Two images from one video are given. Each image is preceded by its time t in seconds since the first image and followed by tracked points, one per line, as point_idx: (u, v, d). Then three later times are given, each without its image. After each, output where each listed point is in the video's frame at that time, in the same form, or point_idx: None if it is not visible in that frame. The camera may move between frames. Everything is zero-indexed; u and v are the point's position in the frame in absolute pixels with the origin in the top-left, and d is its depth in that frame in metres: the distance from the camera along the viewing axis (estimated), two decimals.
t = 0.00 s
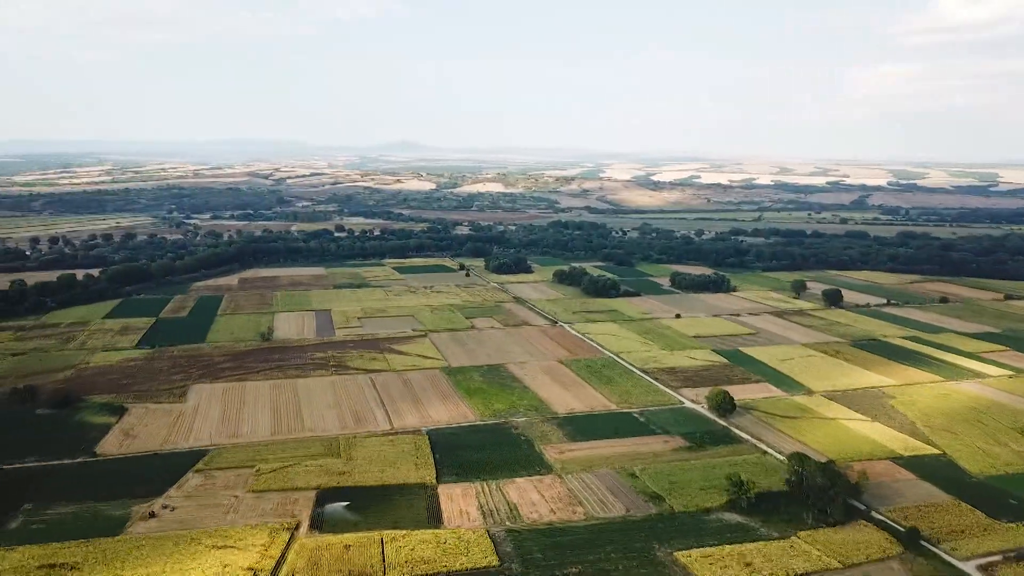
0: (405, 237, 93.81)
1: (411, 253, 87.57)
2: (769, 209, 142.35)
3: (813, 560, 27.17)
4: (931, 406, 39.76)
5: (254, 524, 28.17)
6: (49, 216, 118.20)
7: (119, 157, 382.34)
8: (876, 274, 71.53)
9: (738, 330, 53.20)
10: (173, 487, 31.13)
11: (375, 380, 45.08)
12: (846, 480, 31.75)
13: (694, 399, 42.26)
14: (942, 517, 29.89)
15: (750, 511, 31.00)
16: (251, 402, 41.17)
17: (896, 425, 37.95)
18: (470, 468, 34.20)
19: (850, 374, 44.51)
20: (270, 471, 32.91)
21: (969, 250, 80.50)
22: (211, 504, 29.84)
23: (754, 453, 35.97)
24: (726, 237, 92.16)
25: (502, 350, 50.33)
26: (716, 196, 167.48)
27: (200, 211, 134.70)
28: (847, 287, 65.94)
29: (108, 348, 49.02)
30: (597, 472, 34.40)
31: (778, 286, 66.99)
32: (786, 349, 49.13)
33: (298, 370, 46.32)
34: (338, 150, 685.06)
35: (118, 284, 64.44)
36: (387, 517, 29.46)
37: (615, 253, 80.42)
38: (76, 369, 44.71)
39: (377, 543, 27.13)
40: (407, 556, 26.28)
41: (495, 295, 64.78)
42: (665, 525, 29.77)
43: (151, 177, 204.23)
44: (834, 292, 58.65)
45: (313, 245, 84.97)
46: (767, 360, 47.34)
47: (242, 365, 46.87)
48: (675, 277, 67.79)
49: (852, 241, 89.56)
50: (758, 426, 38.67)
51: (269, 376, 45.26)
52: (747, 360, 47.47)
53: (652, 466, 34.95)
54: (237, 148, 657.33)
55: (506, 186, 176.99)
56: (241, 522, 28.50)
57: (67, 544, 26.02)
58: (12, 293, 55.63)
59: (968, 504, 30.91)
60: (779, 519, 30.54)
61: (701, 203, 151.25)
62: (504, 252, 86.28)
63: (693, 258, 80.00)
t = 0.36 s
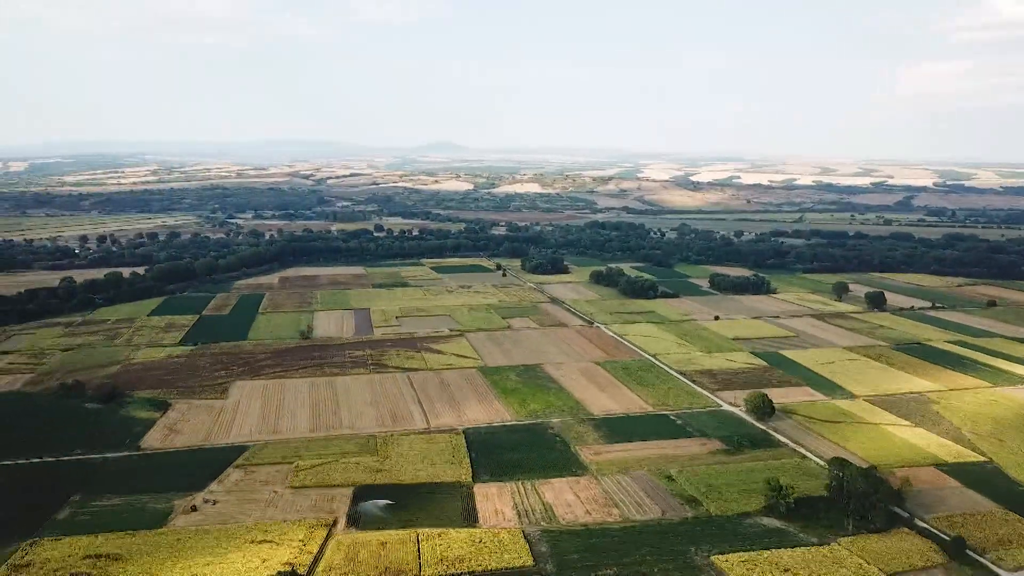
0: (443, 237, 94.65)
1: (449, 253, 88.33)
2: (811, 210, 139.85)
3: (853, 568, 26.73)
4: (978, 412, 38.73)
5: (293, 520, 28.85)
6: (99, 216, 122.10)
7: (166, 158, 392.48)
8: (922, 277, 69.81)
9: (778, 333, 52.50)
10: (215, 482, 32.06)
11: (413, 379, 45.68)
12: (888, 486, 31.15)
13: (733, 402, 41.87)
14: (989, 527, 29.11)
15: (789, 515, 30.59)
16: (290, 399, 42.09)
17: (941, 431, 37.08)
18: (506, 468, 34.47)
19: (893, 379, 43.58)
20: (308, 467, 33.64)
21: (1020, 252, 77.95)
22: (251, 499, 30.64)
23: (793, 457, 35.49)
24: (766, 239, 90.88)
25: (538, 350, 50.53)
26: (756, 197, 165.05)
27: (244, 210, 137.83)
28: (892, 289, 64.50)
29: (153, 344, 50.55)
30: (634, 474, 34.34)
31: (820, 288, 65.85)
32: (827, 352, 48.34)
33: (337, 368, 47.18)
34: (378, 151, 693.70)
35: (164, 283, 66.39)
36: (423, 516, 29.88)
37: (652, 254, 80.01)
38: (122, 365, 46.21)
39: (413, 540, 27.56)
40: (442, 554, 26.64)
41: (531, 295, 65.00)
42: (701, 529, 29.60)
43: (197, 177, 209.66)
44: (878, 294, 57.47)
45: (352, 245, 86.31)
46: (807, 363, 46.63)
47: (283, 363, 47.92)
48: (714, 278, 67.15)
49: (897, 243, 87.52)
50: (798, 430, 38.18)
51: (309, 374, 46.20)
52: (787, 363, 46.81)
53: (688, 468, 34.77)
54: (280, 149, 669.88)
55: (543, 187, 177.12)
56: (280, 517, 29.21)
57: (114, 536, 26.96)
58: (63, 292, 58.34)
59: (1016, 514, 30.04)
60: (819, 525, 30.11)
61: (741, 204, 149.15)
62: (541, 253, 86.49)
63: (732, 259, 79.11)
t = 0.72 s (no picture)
0: (482, 237, 95.22)
1: (487, 253, 88.87)
2: (856, 211, 136.88)
3: None
4: None
5: (333, 515, 29.51)
6: (148, 214, 125.74)
7: (213, 159, 401.67)
8: (971, 280, 67.86)
9: (820, 336, 51.66)
10: (257, 476, 32.94)
11: (451, 377, 46.17)
12: (934, 494, 30.48)
13: (772, 405, 41.39)
14: None
15: (830, 522, 30.15)
16: (330, 396, 42.95)
17: (990, 438, 36.10)
18: (542, 468, 34.69)
19: (940, 384, 42.54)
20: (347, 464, 34.33)
21: None
22: (292, 494, 31.39)
23: (834, 462, 34.94)
24: (809, 240, 89.33)
25: (575, 351, 50.62)
26: (800, 198, 162.15)
27: (287, 210, 140.57)
28: (940, 292, 62.83)
29: (198, 341, 52.03)
30: (671, 477, 34.22)
31: (864, 291, 64.53)
32: (870, 356, 47.42)
33: (376, 366, 47.97)
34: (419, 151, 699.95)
35: (209, 280, 68.20)
36: (460, 514, 30.27)
37: (692, 255, 79.34)
38: (168, 360, 47.69)
39: (450, 538, 27.97)
40: (478, 552, 26.97)
41: (569, 296, 65.05)
42: (738, 533, 29.38)
43: (242, 177, 214.49)
44: (924, 297, 56.10)
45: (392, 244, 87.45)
46: (850, 367, 45.82)
47: (324, 360, 48.89)
48: (755, 279, 66.30)
49: (946, 245, 85.14)
50: (839, 435, 37.56)
51: (349, 371, 47.06)
52: (829, 366, 46.06)
53: (727, 472, 34.51)
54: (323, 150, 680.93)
55: (583, 187, 176.71)
56: (320, 512, 29.90)
57: (160, 527, 27.92)
58: (111, 288, 60.32)
59: None
60: (860, 532, 29.61)
61: (784, 204, 146.61)
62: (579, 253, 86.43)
63: (773, 261, 77.98)
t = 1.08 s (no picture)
0: (518, 237, 95.49)
1: (524, 253, 89.12)
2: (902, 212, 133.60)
3: None
4: None
5: (369, 512, 30.02)
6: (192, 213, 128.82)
7: (254, 159, 409.09)
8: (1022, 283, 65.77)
9: (862, 339, 50.68)
10: (296, 473, 33.67)
11: (487, 377, 46.47)
12: (980, 502, 29.70)
13: (812, 409, 40.78)
14: None
15: (871, 528, 29.60)
16: (368, 394, 43.63)
17: None
18: (578, 468, 34.76)
19: (988, 390, 41.39)
20: (384, 462, 34.86)
21: None
22: (330, 491, 32.03)
23: (876, 468, 34.28)
24: (852, 241, 87.56)
25: (611, 352, 50.53)
26: (843, 198, 158.89)
27: (326, 209, 142.77)
28: (989, 295, 61.06)
29: (239, 338, 53.30)
30: (708, 480, 33.97)
31: (909, 294, 63.04)
32: (915, 360, 46.35)
33: (413, 365, 48.55)
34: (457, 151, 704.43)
35: (250, 279, 69.75)
36: (495, 513, 30.51)
37: (730, 255, 78.44)
38: (210, 357, 48.95)
39: (485, 536, 28.26)
40: (513, 552, 27.18)
41: (606, 296, 64.91)
42: (775, 538, 29.06)
43: (283, 177, 218.48)
44: (971, 300, 54.61)
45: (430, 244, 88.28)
46: (894, 371, 44.87)
47: (362, 359, 49.64)
48: (795, 281, 65.28)
49: (996, 248, 82.63)
50: (882, 441, 36.83)
51: (387, 370, 47.72)
52: (872, 370, 45.18)
53: (765, 476, 34.10)
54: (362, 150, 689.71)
55: (620, 187, 175.82)
56: (357, 509, 30.45)
57: (202, 521, 28.76)
58: (156, 286, 61.99)
59: None
60: (903, 539, 29.01)
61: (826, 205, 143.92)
62: (616, 253, 86.11)
63: (814, 262, 76.65)
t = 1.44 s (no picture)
0: (555, 237, 95.48)
1: (560, 253, 89.09)
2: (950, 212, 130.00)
3: None
4: None
5: (404, 510, 30.41)
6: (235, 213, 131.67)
7: (296, 160, 416.42)
8: None
9: (906, 342, 49.50)
10: (333, 469, 34.26)
11: (523, 377, 46.61)
12: None
13: (853, 413, 39.98)
14: None
15: (915, 536, 28.91)
16: (405, 392, 44.16)
17: None
18: (613, 470, 34.68)
19: None
20: (420, 460, 35.26)
21: None
22: (366, 488, 32.52)
23: (920, 474, 33.48)
24: (897, 243, 85.52)
25: (647, 353, 50.24)
26: (888, 199, 155.28)
27: (365, 209, 144.60)
28: None
29: (279, 336, 54.37)
30: (746, 483, 33.58)
31: (956, 296, 61.36)
32: (962, 364, 45.09)
33: (449, 364, 48.93)
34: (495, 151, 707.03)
35: (290, 278, 71.08)
36: (529, 513, 30.62)
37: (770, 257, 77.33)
38: (251, 354, 50.04)
39: (519, 536, 28.38)
40: (547, 552, 27.26)
41: (642, 297, 64.55)
42: (814, 544, 28.58)
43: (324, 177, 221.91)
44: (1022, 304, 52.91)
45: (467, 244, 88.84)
46: (939, 375, 43.74)
47: (399, 357, 50.22)
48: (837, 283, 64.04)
49: None
50: (927, 447, 35.93)
51: (423, 368, 48.21)
52: (916, 374, 44.10)
53: (804, 480, 33.55)
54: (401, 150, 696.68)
55: (658, 187, 174.49)
56: (393, 506, 30.87)
57: (242, 515, 29.47)
58: (199, 283, 63.54)
59: None
60: (949, 547, 28.27)
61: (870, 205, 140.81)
62: (653, 254, 85.53)
63: (857, 263, 75.04)
